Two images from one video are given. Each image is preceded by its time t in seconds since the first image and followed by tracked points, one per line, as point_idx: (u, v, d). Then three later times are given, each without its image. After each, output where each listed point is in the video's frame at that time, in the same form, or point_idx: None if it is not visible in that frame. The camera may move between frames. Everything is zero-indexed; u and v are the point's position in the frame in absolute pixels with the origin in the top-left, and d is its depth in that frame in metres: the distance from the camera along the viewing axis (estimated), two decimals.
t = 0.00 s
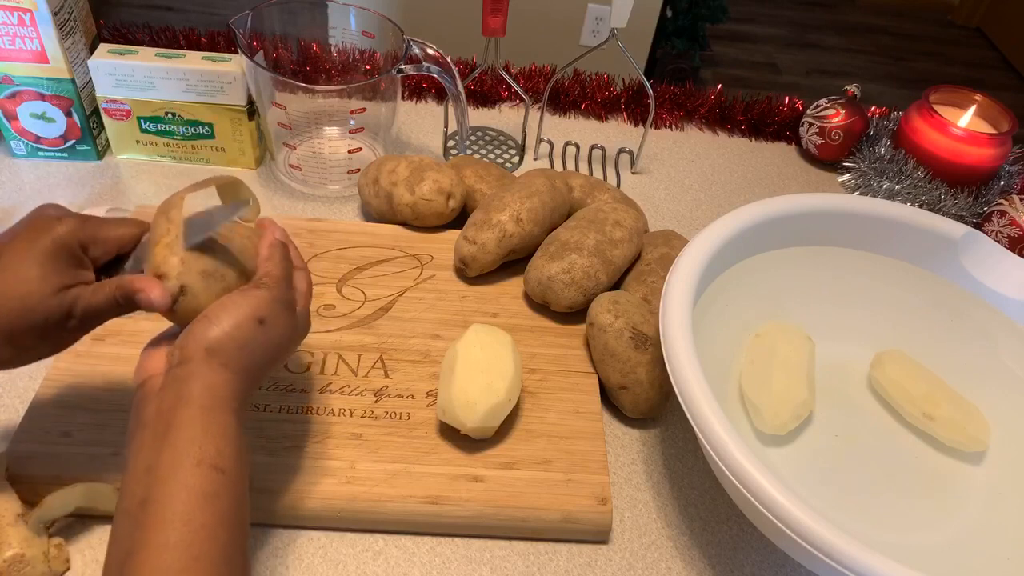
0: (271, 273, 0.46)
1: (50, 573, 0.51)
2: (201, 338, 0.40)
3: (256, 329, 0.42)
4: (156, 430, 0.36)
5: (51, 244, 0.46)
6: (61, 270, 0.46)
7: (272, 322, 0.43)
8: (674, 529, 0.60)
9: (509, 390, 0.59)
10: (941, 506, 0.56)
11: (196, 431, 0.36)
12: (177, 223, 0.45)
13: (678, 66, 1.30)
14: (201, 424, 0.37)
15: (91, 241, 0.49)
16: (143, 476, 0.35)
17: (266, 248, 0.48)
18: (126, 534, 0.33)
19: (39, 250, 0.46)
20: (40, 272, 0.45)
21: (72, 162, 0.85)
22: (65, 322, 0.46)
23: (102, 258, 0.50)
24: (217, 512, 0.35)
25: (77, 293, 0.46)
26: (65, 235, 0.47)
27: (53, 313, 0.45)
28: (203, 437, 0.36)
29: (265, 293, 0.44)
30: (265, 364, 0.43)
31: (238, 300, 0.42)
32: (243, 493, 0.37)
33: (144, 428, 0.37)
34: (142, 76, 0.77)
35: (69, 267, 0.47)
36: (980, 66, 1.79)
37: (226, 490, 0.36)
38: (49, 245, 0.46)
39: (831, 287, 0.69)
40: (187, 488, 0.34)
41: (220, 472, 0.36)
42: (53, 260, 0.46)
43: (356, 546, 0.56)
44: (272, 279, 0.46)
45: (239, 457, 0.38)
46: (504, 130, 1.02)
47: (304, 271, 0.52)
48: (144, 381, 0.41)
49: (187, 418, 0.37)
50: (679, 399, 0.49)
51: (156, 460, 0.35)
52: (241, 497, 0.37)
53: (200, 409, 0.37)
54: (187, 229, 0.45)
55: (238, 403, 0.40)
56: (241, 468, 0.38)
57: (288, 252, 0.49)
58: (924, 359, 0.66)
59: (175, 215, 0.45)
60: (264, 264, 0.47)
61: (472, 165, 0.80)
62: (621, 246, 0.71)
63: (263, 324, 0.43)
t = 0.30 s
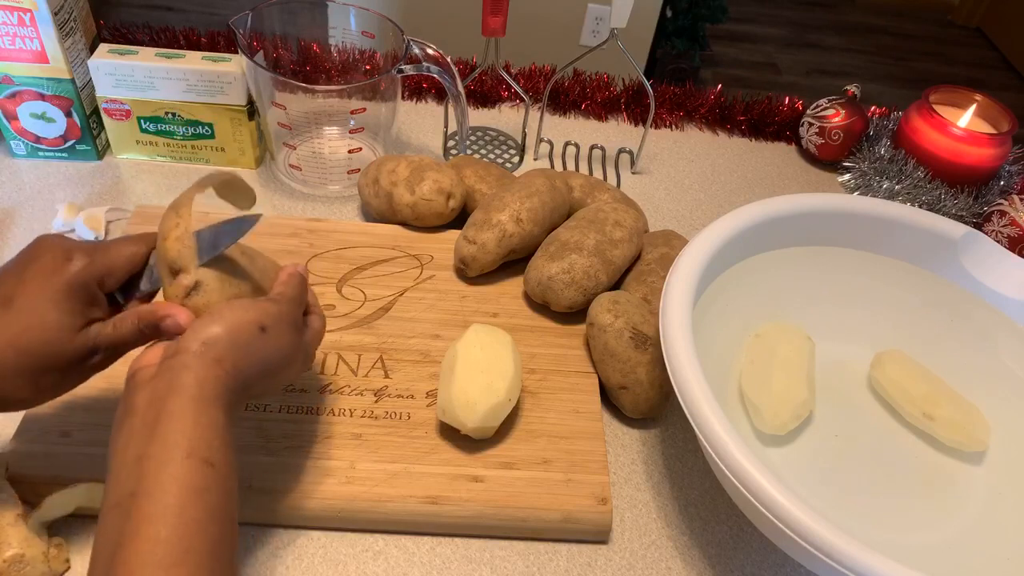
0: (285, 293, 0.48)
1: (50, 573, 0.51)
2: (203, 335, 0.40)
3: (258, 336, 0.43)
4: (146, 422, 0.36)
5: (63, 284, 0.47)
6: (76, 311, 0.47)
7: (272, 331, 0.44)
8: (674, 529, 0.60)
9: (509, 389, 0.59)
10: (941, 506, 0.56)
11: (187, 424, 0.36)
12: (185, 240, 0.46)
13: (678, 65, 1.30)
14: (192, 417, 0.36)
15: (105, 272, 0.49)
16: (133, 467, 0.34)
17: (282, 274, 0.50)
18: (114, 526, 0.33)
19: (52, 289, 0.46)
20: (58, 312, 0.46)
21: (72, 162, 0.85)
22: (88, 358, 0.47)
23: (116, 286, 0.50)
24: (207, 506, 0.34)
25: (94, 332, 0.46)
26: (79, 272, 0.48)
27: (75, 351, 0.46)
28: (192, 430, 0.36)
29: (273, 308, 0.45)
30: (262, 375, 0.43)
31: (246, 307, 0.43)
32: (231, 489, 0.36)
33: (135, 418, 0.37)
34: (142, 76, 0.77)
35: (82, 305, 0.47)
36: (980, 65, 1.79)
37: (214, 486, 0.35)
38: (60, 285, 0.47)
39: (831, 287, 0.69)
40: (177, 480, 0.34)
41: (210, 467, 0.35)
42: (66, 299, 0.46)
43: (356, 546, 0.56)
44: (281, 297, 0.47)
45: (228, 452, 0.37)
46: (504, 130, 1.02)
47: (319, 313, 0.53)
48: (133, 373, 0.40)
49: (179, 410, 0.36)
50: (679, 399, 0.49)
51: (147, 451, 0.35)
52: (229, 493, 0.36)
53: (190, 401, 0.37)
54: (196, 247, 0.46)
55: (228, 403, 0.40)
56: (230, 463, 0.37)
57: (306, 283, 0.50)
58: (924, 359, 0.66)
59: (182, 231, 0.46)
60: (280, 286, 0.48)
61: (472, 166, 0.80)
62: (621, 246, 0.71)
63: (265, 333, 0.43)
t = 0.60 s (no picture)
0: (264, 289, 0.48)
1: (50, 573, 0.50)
2: (167, 332, 0.39)
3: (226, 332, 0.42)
4: (111, 419, 0.34)
5: (65, 260, 0.46)
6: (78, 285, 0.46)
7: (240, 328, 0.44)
8: (674, 529, 0.60)
9: (509, 389, 0.59)
10: (941, 506, 0.56)
11: (154, 418, 0.34)
12: (186, 226, 0.50)
13: (678, 65, 1.30)
14: (157, 411, 0.34)
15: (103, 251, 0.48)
16: (99, 465, 0.32)
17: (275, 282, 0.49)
18: (82, 529, 0.31)
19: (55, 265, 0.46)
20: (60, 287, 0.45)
21: (72, 162, 0.85)
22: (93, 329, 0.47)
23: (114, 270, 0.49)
24: (177, 501, 0.32)
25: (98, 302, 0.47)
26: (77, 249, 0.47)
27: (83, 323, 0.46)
28: (158, 423, 0.34)
29: (243, 302, 0.45)
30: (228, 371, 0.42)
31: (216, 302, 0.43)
32: (205, 483, 0.35)
33: (99, 415, 0.35)
34: (142, 76, 0.77)
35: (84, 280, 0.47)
36: (980, 65, 1.79)
37: (184, 477, 0.33)
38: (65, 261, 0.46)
39: (831, 287, 0.69)
40: (145, 475, 0.32)
41: (180, 459, 0.33)
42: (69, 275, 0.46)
43: (356, 546, 0.56)
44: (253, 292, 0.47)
45: (200, 446, 0.35)
46: (504, 130, 1.02)
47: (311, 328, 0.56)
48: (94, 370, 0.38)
49: (143, 403, 0.34)
50: (679, 399, 0.49)
51: (112, 448, 0.33)
52: (203, 487, 0.34)
53: (156, 394, 0.35)
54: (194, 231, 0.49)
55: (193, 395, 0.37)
56: (201, 457, 0.35)
57: (293, 285, 0.51)
58: (924, 359, 0.66)
59: (188, 215, 0.50)
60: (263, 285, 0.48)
61: (472, 166, 0.80)
62: (621, 246, 0.71)
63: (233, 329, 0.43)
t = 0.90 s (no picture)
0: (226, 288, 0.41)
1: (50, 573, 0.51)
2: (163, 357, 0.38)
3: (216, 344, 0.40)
4: (116, 446, 0.36)
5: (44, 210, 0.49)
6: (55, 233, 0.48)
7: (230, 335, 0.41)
8: (674, 529, 0.60)
9: (509, 390, 0.59)
10: (941, 506, 0.56)
11: (159, 445, 0.36)
12: (158, 161, 0.47)
13: (678, 65, 1.30)
14: (162, 439, 0.36)
15: (81, 202, 0.51)
16: (106, 492, 0.34)
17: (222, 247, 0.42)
18: (90, 553, 0.33)
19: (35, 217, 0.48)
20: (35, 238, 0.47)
21: (72, 162, 0.85)
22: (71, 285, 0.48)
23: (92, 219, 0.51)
24: (185, 524, 0.34)
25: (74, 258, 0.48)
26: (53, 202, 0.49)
27: (58, 276, 0.47)
28: (163, 451, 0.36)
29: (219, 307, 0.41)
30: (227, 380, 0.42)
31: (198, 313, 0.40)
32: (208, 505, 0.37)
33: (104, 441, 0.36)
34: (142, 76, 0.77)
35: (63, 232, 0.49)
36: (980, 65, 1.79)
37: (189, 504, 0.35)
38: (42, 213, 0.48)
39: (832, 287, 0.69)
40: (150, 506, 0.34)
41: (184, 485, 0.35)
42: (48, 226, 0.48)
43: (356, 546, 0.56)
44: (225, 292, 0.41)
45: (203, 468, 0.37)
46: (504, 130, 1.02)
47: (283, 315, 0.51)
48: (98, 395, 0.39)
49: (148, 432, 0.36)
50: (679, 399, 0.49)
51: (119, 475, 0.34)
52: (206, 509, 0.36)
53: (161, 421, 0.36)
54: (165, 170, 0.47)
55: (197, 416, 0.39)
56: (204, 477, 0.37)
57: (256, 250, 0.43)
58: (924, 359, 0.66)
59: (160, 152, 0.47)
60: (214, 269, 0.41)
61: (472, 166, 0.80)
62: (621, 246, 0.71)
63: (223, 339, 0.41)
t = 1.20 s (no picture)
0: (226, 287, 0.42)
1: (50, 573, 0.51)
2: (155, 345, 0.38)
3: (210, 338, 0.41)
4: (105, 438, 0.35)
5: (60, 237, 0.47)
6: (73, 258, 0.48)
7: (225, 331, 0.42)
8: (674, 529, 0.60)
9: (509, 389, 0.59)
10: (941, 506, 0.56)
11: (149, 437, 0.35)
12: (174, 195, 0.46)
13: (678, 65, 1.30)
14: (152, 430, 0.36)
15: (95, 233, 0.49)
16: (94, 484, 0.34)
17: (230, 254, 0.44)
18: (80, 547, 0.32)
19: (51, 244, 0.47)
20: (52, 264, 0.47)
21: (72, 162, 0.85)
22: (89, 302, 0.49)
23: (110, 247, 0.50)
24: (175, 519, 0.34)
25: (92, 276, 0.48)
26: (70, 229, 0.48)
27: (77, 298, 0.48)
28: (153, 443, 0.35)
29: (218, 303, 0.42)
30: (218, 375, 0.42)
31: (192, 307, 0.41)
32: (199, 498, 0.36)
33: (91, 433, 0.36)
34: (142, 76, 0.77)
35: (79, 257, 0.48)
36: (980, 65, 1.79)
37: (180, 497, 0.35)
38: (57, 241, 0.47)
39: (831, 287, 0.69)
40: (141, 498, 0.33)
41: (175, 479, 0.35)
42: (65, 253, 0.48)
43: (356, 546, 0.56)
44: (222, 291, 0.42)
45: (192, 461, 0.37)
46: (504, 130, 1.02)
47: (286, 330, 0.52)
48: (87, 386, 0.39)
49: (136, 422, 0.36)
50: (680, 400, 0.49)
51: (107, 467, 0.34)
52: (197, 503, 0.36)
53: (149, 411, 0.36)
54: (181, 212, 0.46)
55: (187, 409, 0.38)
56: (196, 472, 0.37)
57: (263, 260, 0.45)
58: (924, 359, 0.66)
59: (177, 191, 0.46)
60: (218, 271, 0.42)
61: (472, 166, 0.80)
62: (621, 246, 0.71)
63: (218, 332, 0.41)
